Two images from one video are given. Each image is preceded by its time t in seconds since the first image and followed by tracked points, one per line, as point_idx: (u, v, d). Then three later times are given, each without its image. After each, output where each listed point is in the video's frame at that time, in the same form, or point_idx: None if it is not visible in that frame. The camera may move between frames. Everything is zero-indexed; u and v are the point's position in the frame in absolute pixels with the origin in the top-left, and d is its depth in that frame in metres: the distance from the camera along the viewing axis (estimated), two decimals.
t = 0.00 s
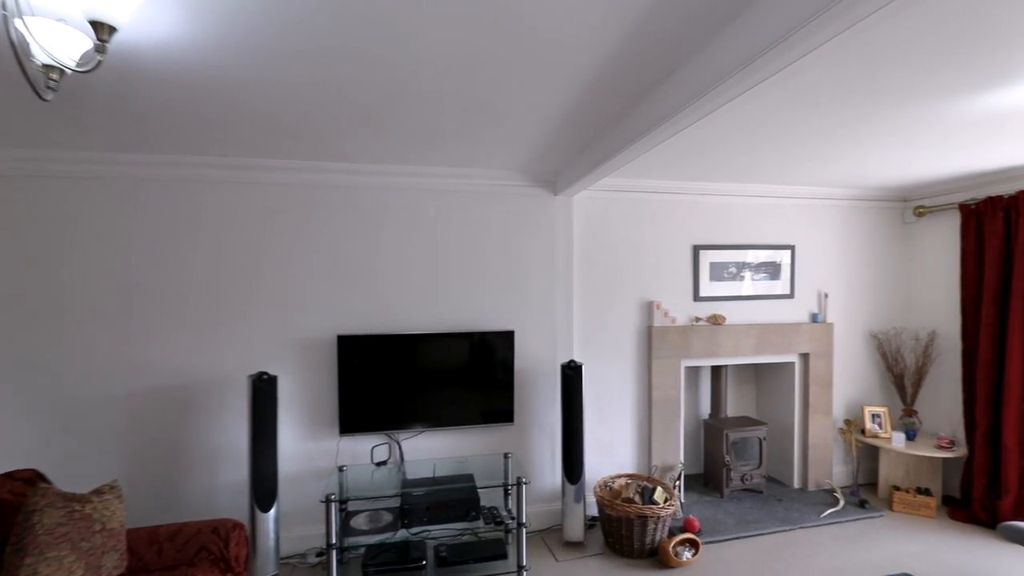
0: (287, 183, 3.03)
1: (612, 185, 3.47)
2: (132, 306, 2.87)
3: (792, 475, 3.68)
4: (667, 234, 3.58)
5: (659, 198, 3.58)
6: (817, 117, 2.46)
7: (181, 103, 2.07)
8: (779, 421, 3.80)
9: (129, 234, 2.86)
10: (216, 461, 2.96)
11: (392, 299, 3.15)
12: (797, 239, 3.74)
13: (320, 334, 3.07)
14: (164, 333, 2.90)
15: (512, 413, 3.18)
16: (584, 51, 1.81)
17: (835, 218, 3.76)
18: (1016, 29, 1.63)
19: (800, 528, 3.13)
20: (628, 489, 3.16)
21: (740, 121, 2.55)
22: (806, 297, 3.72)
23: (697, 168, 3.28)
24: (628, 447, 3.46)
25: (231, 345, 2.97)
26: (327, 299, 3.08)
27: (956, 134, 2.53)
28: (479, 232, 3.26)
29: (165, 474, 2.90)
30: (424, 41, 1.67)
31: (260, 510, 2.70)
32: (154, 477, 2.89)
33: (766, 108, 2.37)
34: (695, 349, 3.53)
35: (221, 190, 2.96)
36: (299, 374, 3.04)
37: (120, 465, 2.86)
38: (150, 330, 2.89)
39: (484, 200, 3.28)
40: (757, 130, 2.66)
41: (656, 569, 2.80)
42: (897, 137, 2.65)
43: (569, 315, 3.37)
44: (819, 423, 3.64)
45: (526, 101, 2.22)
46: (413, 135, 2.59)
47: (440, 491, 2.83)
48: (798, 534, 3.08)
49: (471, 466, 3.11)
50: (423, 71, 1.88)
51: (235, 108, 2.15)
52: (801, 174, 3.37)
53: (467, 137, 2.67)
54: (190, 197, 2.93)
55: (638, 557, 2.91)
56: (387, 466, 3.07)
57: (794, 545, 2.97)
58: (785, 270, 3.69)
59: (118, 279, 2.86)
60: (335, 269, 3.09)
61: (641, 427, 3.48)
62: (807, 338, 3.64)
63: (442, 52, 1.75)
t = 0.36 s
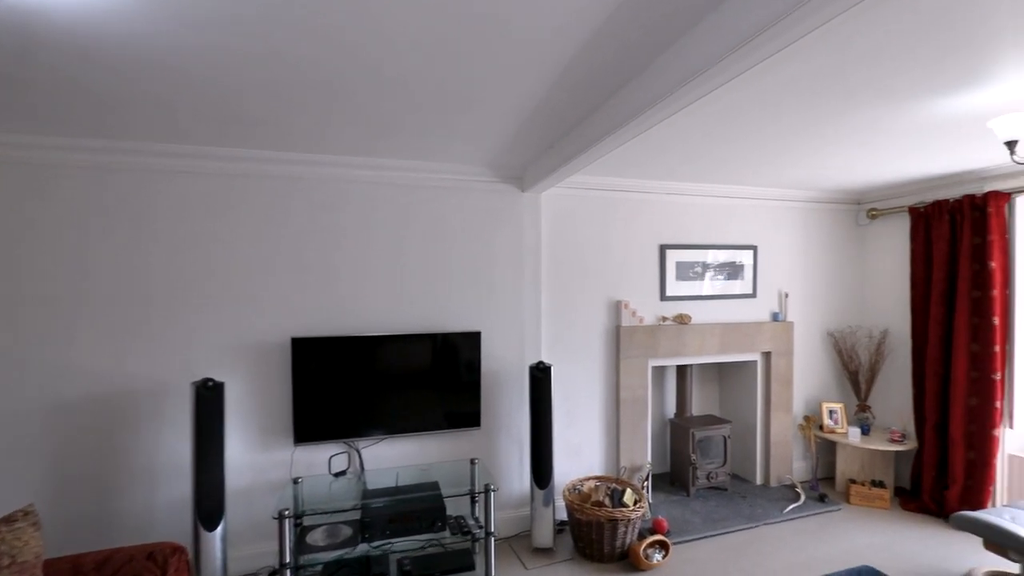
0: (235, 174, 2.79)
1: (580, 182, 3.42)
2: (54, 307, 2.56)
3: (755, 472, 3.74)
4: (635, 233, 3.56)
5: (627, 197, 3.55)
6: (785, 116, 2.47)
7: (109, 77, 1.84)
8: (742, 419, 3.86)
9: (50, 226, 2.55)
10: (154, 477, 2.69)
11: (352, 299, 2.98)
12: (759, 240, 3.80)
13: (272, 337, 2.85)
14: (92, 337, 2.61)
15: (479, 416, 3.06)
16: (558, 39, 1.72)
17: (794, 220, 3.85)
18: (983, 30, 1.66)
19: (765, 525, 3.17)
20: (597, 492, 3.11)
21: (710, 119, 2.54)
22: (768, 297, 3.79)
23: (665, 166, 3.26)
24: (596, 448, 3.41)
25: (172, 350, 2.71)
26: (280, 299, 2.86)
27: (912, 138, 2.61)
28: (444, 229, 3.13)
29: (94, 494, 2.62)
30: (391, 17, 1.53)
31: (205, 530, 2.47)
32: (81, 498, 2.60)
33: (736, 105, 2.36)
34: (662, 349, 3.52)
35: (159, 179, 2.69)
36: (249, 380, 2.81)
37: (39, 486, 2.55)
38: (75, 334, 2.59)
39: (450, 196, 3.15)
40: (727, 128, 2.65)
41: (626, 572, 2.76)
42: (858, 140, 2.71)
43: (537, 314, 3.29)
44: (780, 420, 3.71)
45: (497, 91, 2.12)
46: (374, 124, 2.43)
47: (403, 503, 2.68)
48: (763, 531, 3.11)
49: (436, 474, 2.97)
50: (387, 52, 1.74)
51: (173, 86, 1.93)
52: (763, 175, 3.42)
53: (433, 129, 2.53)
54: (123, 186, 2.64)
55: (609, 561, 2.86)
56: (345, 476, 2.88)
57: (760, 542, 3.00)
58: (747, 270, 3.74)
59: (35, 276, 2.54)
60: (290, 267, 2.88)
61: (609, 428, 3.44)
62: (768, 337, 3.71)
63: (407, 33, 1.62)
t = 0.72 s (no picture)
0: (176, 164, 2.54)
1: (550, 180, 3.34)
2: None
3: (721, 470, 3.77)
4: (604, 232, 3.52)
5: (596, 196, 3.50)
6: (756, 114, 2.46)
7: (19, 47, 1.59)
8: (708, 418, 3.88)
9: None
10: (82, 501, 2.42)
11: (310, 301, 2.78)
12: (724, 240, 3.83)
13: (220, 343, 2.62)
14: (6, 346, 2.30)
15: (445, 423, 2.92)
16: (534, 27, 1.61)
17: (758, 221, 3.91)
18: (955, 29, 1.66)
19: (734, 524, 3.18)
20: (568, 497, 3.03)
21: (684, 116, 2.50)
22: (733, 296, 3.83)
23: (635, 165, 3.22)
24: (566, 452, 3.34)
25: (103, 358, 2.43)
26: (228, 302, 2.63)
27: (875, 140, 2.66)
28: (409, 227, 2.98)
29: (10, 522, 2.32)
30: None
31: (141, 557, 2.22)
32: None
33: (711, 103, 2.33)
34: (631, 349, 3.49)
35: (87, 169, 2.41)
36: (194, 390, 2.57)
37: None
38: None
39: (416, 193, 3.00)
40: (699, 126, 2.62)
41: None
42: (824, 140, 2.74)
43: (506, 316, 3.18)
44: (745, 419, 3.75)
45: (468, 81, 1.99)
46: (332, 114, 2.26)
47: (365, 520, 2.52)
48: (732, 530, 3.12)
49: (401, 485, 2.81)
50: (347, 34, 1.58)
51: (99, 62, 1.70)
52: (730, 176, 3.45)
53: (399, 120, 2.38)
54: (43, 176, 2.34)
55: (581, 569, 2.78)
56: (302, 491, 2.68)
57: (730, 541, 3.00)
58: (713, 270, 3.77)
59: None
60: (240, 266, 2.65)
61: (579, 431, 3.37)
62: (734, 336, 3.74)
63: (370, 12, 1.47)
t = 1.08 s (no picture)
0: (108, 150, 2.28)
1: (520, 178, 3.25)
2: None
3: (687, 470, 3.79)
4: (573, 232, 3.46)
5: (565, 195, 3.45)
6: (729, 114, 2.45)
7: None
8: (674, 419, 3.90)
9: None
10: None
11: (264, 302, 2.57)
12: (690, 242, 3.86)
13: (159, 349, 2.37)
14: None
15: (409, 431, 2.78)
16: (511, 13, 1.50)
17: (722, 223, 3.97)
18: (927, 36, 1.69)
19: (701, 525, 3.18)
20: (538, 504, 2.94)
21: (658, 115, 2.46)
22: (698, 297, 3.86)
23: (606, 164, 3.18)
24: (535, 457, 3.26)
25: (18, 367, 2.15)
26: (170, 303, 2.39)
27: (838, 144, 2.72)
28: (373, 224, 2.81)
29: None
30: None
31: None
32: None
33: (686, 101, 2.30)
34: (600, 351, 3.45)
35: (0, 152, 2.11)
36: (131, 401, 2.32)
37: None
38: None
39: (379, 188, 2.83)
40: (671, 125, 2.59)
41: None
42: (791, 142, 2.77)
43: (474, 318, 3.07)
44: (710, 419, 3.79)
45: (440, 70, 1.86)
46: (287, 101, 2.07)
47: (323, 539, 2.38)
48: (699, 531, 3.12)
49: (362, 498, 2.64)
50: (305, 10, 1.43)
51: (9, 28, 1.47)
52: (697, 177, 3.47)
53: (363, 110, 2.22)
54: None
55: None
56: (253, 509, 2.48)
57: (698, 543, 3.00)
58: (679, 271, 3.79)
59: None
60: (183, 264, 2.42)
61: (548, 435, 3.30)
62: (699, 338, 3.78)
63: None
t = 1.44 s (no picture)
0: (29, 135, 2.01)
1: (490, 175, 3.15)
2: None
3: (656, 470, 3.79)
4: (543, 232, 3.39)
5: (535, 194, 3.37)
6: (704, 115, 2.44)
7: None
8: (643, 419, 3.90)
9: None
10: None
11: (214, 305, 2.35)
12: (658, 243, 3.87)
13: (91, 357, 2.12)
14: None
15: (373, 441, 2.62)
16: None
17: (689, 224, 4.00)
18: (903, 39, 1.70)
19: (672, 525, 3.18)
20: (509, 512, 2.84)
21: (632, 113, 2.42)
22: (666, 298, 3.88)
23: (577, 162, 3.12)
24: (505, 463, 3.16)
25: None
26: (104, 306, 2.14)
27: (805, 146, 2.76)
28: (335, 221, 2.63)
29: None
30: None
31: None
32: None
33: (661, 100, 2.26)
34: (571, 352, 3.40)
35: None
36: (55, 417, 2.06)
37: None
38: None
39: (340, 182, 2.65)
40: (645, 124, 2.56)
41: None
42: (760, 144, 2.80)
43: (442, 320, 2.94)
44: (678, 419, 3.81)
45: (412, 57, 1.73)
46: (237, 85, 1.88)
47: (278, 560, 2.24)
48: (670, 532, 3.12)
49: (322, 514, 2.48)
50: None
51: None
52: (666, 178, 3.47)
53: (325, 99, 2.05)
54: None
55: None
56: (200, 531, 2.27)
57: (670, 544, 2.99)
58: (648, 271, 3.79)
59: None
60: (119, 263, 2.17)
61: (518, 439, 3.21)
62: (668, 338, 3.79)
63: None
